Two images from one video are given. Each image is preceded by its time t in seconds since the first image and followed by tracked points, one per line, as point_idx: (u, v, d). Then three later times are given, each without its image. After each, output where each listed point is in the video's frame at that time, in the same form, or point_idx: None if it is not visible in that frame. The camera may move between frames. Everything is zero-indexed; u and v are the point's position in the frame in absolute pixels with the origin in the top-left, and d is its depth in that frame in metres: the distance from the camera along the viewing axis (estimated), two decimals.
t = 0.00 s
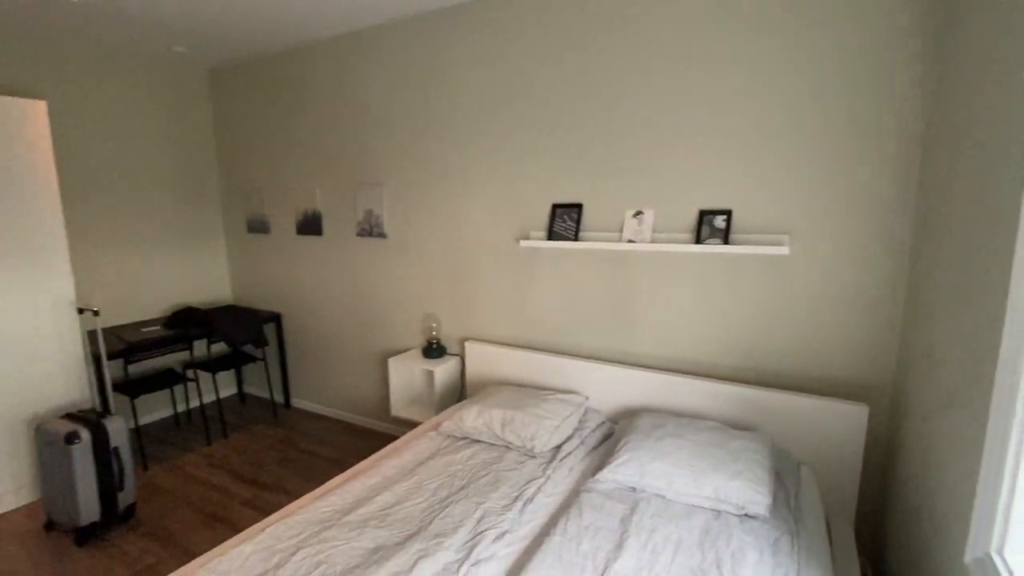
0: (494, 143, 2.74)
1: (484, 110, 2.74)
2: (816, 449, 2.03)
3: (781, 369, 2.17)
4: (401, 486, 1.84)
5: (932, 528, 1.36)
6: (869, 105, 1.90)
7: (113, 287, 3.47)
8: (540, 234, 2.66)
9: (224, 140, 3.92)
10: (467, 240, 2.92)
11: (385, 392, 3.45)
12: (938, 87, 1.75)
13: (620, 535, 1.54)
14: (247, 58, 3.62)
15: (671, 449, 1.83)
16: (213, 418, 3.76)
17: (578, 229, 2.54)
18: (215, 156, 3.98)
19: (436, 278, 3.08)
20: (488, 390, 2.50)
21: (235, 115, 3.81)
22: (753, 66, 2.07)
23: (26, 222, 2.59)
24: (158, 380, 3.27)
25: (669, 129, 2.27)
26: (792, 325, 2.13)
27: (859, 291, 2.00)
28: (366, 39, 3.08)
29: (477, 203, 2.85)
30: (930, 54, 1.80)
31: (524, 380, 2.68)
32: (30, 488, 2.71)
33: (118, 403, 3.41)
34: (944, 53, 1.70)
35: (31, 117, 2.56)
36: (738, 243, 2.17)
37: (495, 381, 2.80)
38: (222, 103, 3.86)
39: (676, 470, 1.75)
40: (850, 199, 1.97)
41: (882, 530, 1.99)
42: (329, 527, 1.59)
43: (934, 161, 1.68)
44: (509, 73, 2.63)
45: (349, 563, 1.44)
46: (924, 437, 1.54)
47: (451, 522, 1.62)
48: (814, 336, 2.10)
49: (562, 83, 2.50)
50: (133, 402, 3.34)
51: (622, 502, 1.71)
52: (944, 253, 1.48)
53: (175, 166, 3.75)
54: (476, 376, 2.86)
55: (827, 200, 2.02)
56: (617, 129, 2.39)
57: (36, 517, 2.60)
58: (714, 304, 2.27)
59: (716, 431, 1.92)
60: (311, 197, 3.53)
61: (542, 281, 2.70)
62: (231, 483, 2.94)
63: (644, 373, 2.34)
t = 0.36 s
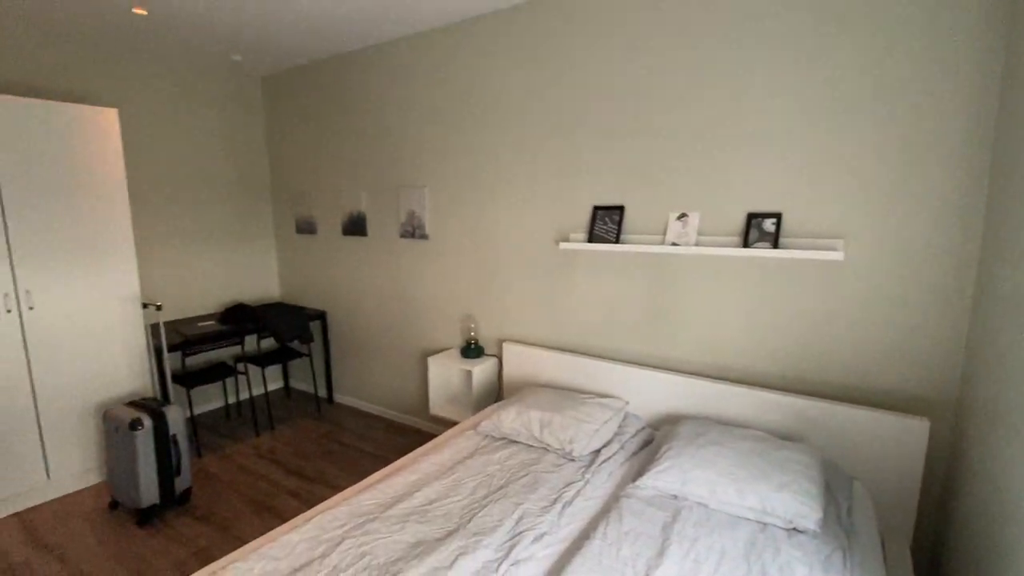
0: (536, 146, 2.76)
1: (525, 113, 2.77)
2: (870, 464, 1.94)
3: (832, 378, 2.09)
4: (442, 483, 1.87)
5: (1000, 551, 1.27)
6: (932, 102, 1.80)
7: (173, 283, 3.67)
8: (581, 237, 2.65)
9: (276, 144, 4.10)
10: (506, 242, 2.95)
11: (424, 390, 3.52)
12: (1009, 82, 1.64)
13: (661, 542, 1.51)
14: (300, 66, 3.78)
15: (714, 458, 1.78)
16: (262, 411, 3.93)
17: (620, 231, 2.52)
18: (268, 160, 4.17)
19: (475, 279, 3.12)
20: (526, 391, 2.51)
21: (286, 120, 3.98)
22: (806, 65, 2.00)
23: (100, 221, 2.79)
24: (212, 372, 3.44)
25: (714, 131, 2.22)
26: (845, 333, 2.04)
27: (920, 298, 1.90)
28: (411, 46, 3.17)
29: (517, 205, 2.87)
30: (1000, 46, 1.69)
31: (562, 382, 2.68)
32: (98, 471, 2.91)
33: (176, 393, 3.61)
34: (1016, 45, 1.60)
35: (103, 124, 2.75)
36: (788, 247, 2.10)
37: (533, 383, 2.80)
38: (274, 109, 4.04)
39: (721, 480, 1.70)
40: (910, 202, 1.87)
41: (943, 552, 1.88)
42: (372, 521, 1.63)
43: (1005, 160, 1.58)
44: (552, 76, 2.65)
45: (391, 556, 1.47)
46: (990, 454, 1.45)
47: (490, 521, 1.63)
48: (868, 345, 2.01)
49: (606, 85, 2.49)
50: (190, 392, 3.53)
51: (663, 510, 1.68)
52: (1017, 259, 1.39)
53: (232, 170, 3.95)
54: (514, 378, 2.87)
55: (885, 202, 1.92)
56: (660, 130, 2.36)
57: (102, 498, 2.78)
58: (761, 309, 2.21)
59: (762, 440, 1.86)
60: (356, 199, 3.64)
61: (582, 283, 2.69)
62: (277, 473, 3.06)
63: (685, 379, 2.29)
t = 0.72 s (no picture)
0: (579, 147, 2.74)
1: (568, 114, 2.76)
2: (936, 484, 1.81)
3: (892, 391, 1.97)
4: (482, 483, 1.87)
5: None
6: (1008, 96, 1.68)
7: (227, 280, 3.85)
8: (623, 239, 2.61)
9: (324, 147, 4.24)
10: (547, 243, 2.94)
11: (462, 389, 3.55)
12: None
13: (708, 556, 1.47)
14: (348, 71, 3.90)
15: (765, 470, 1.71)
16: (307, 405, 4.06)
17: (665, 234, 2.46)
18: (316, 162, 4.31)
19: (515, 280, 3.12)
20: (566, 394, 2.48)
21: (333, 124, 4.11)
22: (867, 59, 1.90)
23: (162, 220, 2.95)
24: (262, 366, 3.58)
25: (766, 130, 2.14)
26: (907, 343, 1.92)
27: (993, 308, 1.76)
28: (455, 49, 3.22)
29: (559, 207, 2.86)
30: None
31: (602, 387, 2.64)
32: (157, 457, 3.08)
33: (229, 386, 3.78)
34: None
35: (167, 129, 2.92)
36: (846, 252, 2.00)
37: (573, 386, 2.78)
38: (323, 113, 4.18)
39: (772, 494, 1.63)
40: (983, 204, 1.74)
41: None
42: (414, 518, 1.65)
43: None
44: (596, 76, 2.62)
45: (433, 554, 1.48)
46: None
47: (531, 524, 1.62)
48: (933, 356, 1.88)
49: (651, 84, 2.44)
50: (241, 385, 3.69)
51: (710, 522, 1.62)
52: None
53: (283, 172, 4.11)
54: (554, 380, 2.85)
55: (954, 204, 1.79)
56: (708, 130, 2.29)
57: (161, 482, 2.94)
58: (815, 316, 2.11)
59: (816, 454, 1.78)
60: (399, 201, 3.72)
61: (624, 286, 2.65)
62: (321, 466, 3.15)
63: (732, 387, 2.21)
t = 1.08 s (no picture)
0: (621, 147, 2.68)
1: (611, 114, 2.70)
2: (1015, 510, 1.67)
3: (965, 408, 1.83)
4: (523, 489, 1.85)
5: None
6: None
7: (273, 279, 3.96)
8: (669, 242, 2.53)
9: (366, 149, 4.32)
10: (587, 245, 2.89)
11: (499, 391, 3.53)
12: None
13: None
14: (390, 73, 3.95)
15: (822, 488, 1.62)
16: (347, 402, 4.14)
17: (713, 236, 2.37)
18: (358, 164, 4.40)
19: (554, 282, 3.08)
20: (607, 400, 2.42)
21: (375, 126, 4.18)
22: (939, 51, 1.77)
23: (213, 220, 3.06)
24: (304, 363, 3.67)
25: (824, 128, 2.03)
26: (983, 357, 1.78)
27: None
28: (497, 51, 3.21)
29: (600, 208, 2.81)
30: None
31: (644, 393, 2.57)
32: (205, 449, 3.19)
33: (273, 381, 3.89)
34: None
35: (220, 133, 3.03)
36: (914, 257, 1.87)
37: (613, 392, 2.71)
38: (366, 116, 4.26)
39: (831, 514, 1.54)
40: None
41: None
42: (455, 521, 1.64)
43: None
44: (640, 75, 2.56)
45: (475, 559, 1.47)
46: None
47: (574, 534, 1.59)
48: (1012, 370, 1.73)
49: (700, 81, 2.36)
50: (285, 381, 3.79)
51: (763, 541, 1.55)
52: None
53: (327, 174, 4.20)
54: (593, 385, 2.80)
55: None
56: (760, 128, 2.19)
57: (209, 473, 3.05)
58: (876, 326, 1.98)
59: (879, 474, 1.67)
60: (438, 202, 3.74)
61: (668, 290, 2.57)
62: (359, 463, 3.19)
63: (785, 398, 2.11)
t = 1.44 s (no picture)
0: (672, 147, 2.58)
1: (662, 113, 2.60)
2: None
3: None
4: (570, 500, 1.78)
5: None
6: None
7: (316, 278, 4.03)
8: (723, 245, 2.41)
9: (407, 150, 4.34)
10: (634, 248, 2.79)
11: (538, 395, 3.48)
12: None
13: None
14: (431, 75, 3.96)
15: (901, 516, 1.48)
16: (386, 401, 4.16)
17: (772, 240, 2.25)
18: (399, 165, 4.42)
19: (597, 286, 3.00)
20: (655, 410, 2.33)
21: (417, 128, 4.19)
22: None
23: (261, 220, 3.12)
24: (345, 362, 3.70)
25: (900, 125, 1.88)
26: None
27: None
28: (541, 50, 3.16)
29: (648, 210, 2.71)
30: None
31: (694, 403, 2.46)
32: (251, 444, 3.25)
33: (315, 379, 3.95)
34: None
35: (268, 134, 3.08)
36: (1004, 265, 1.70)
37: (660, 401, 2.61)
38: (407, 118, 4.28)
39: (913, 545, 1.40)
40: None
41: None
42: (502, 532, 1.59)
43: None
44: (693, 70, 2.45)
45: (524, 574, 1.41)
46: None
47: (626, 552, 1.51)
48: None
49: (758, 76, 2.23)
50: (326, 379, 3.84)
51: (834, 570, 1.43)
52: None
53: (369, 175, 4.24)
54: (639, 393, 2.70)
55: None
56: (826, 126, 2.05)
57: (253, 468, 3.10)
58: (958, 339, 1.82)
59: (966, 502, 1.52)
60: (479, 203, 3.71)
61: (721, 296, 2.45)
62: (398, 463, 3.19)
63: (852, 414, 1.97)
